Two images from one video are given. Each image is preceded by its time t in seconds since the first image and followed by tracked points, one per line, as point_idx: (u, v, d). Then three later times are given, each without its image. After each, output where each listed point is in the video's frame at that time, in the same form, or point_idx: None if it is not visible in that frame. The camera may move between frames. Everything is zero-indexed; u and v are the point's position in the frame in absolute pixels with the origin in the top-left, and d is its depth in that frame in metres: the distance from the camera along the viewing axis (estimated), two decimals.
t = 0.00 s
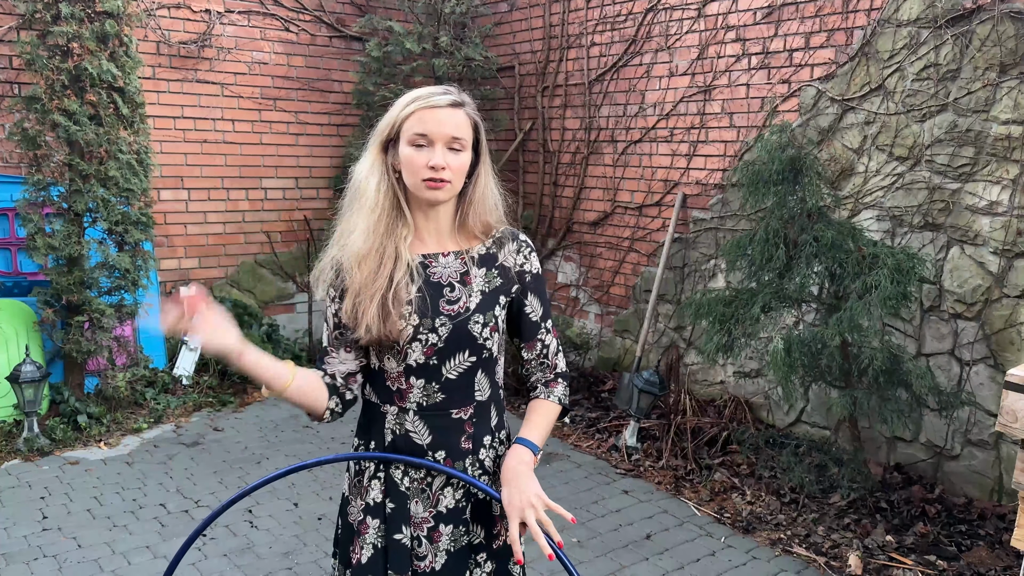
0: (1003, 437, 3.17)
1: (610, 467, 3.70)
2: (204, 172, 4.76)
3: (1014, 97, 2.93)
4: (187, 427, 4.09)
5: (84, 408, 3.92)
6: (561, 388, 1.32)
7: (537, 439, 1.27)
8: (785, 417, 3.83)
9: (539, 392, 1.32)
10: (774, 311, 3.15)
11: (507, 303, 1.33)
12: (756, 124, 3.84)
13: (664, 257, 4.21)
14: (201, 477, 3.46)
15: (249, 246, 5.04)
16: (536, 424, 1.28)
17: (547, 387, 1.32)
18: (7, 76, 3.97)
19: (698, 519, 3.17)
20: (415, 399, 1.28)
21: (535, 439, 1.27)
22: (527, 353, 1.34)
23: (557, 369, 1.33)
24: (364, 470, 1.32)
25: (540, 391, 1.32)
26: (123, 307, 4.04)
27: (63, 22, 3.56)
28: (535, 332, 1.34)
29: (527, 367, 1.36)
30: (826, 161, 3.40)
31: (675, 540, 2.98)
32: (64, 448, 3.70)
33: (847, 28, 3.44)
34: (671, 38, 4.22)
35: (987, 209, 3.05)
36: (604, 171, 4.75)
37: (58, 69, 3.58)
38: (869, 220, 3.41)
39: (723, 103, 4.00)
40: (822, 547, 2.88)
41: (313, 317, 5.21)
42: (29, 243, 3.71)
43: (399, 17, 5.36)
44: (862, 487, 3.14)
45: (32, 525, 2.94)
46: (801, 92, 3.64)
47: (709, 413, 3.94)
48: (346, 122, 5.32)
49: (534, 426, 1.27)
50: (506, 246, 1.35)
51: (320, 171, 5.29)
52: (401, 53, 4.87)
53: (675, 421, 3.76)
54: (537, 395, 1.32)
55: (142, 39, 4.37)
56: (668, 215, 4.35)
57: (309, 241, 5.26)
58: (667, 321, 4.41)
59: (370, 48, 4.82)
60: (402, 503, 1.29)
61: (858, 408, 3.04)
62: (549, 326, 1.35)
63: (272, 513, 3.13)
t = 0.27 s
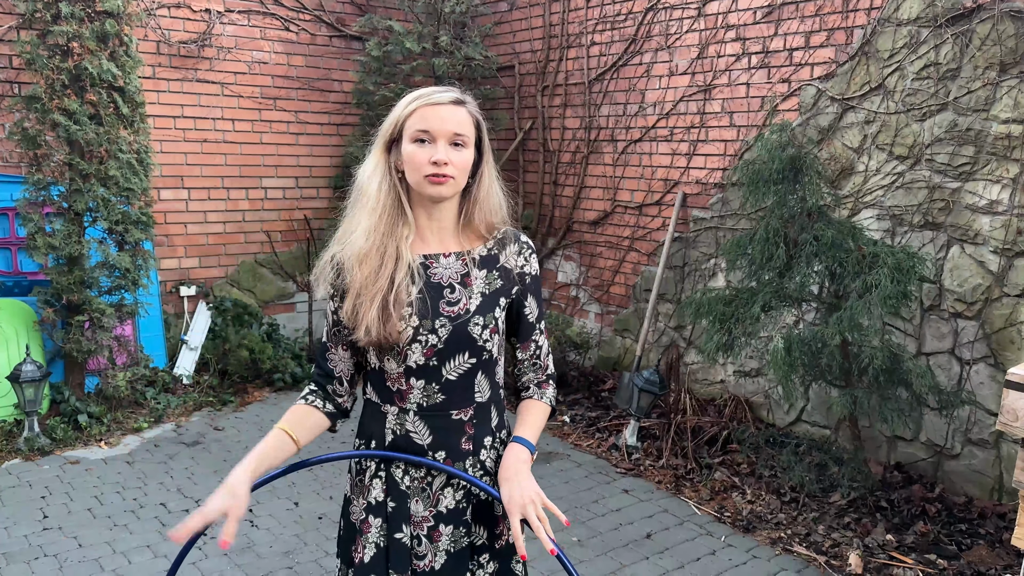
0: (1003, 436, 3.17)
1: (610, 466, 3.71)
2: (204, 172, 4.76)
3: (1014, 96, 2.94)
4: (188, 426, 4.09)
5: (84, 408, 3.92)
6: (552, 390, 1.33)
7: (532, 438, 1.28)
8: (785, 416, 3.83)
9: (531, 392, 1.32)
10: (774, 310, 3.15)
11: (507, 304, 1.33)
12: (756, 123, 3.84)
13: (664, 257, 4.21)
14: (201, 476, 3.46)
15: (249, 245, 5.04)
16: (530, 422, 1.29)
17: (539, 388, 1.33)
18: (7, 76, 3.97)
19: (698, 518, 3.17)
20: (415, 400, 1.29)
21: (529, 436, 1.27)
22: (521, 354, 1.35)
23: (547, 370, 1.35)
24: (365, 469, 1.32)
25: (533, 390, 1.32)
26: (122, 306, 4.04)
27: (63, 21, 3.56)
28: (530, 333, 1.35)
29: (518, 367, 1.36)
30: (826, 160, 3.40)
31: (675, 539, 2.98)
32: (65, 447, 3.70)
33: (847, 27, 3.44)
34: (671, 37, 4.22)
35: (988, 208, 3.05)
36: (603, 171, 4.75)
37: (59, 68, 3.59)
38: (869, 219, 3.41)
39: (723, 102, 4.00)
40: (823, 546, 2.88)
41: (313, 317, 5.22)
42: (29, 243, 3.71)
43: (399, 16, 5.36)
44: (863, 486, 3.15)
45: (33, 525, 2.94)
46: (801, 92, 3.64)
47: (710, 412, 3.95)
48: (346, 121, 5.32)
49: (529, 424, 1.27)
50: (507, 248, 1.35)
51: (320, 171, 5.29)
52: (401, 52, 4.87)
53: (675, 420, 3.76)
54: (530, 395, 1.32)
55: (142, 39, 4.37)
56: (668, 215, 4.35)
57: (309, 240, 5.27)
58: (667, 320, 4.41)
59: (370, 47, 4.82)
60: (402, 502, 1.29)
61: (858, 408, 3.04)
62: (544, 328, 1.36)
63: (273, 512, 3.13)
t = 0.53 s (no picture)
0: (1003, 434, 3.17)
1: (610, 465, 3.71)
2: (203, 171, 4.76)
3: (1014, 94, 2.94)
4: (188, 425, 4.09)
5: (85, 407, 3.92)
6: (555, 386, 1.33)
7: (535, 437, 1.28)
8: (785, 415, 3.83)
9: (533, 389, 1.32)
10: (774, 309, 3.15)
11: (507, 303, 1.33)
12: (756, 122, 3.84)
13: (665, 255, 4.21)
14: (201, 475, 3.46)
15: (249, 244, 5.04)
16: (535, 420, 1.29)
17: (542, 384, 1.32)
18: (7, 75, 3.96)
19: (698, 517, 3.17)
20: (416, 400, 1.28)
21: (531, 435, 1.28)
22: (521, 351, 1.34)
23: (549, 368, 1.34)
24: (365, 467, 1.32)
25: (537, 386, 1.32)
26: (122, 305, 4.04)
27: (63, 20, 3.56)
28: (531, 331, 1.34)
29: (520, 366, 1.36)
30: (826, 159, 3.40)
31: (675, 538, 2.98)
32: (65, 446, 3.70)
33: (847, 25, 3.44)
34: (671, 35, 4.22)
35: (988, 206, 3.05)
36: (603, 169, 4.74)
37: (58, 67, 3.58)
38: (869, 218, 3.41)
39: (723, 101, 4.00)
40: (823, 545, 2.88)
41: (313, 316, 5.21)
42: (29, 242, 3.71)
43: (399, 15, 5.36)
44: (863, 484, 3.15)
45: (33, 524, 2.94)
46: (801, 90, 3.64)
47: (710, 411, 3.95)
48: (345, 120, 5.32)
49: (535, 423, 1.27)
50: (506, 246, 1.35)
51: (319, 170, 5.29)
52: (401, 51, 4.86)
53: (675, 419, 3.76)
54: (533, 392, 1.32)
55: (142, 38, 4.37)
56: (668, 213, 4.35)
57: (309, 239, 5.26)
58: (667, 319, 4.41)
59: (370, 46, 4.82)
60: (404, 502, 1.29)
61: (858, 406, 3.04)
62: (544, 325, 1.36)
63: (273, 511, 3.13)
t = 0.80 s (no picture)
0: (1003, 433, 3.17)
1: (610, 464, 3.70)
2: (202, 169, 4.75)
3: (1014, 92, 2.93)
4: (187, 424, 4.09)
5: (84, 405, 3.91)
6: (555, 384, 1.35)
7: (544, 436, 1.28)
8: (785, 413, 3.83)
9: (537, 388, 1.33)
10: (775, 307, 3.15)
11: (508, 303, 1.33)
12: (756, 120, 3.84)
13: (664, 254, 4.20)
14: (201, 474, 3.46)
15: (248, 243, 5.03)
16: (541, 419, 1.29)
17: (543, 382, 1.33)
18: (5, 73, 3.96)
19: (698, 515, 3.17)
20: (417, 400, 1.28)
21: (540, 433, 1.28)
22: (522, 351, 1.34)
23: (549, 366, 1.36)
24: (365, 468, 1.31)
25: (540, 385, 1.33)
26: (121, 304, 4.03)
27: (62, 18, 3.55)
28: (531, 330, 1.34)
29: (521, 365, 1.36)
30: (826, 157, 3.40)
31: (675, 536, 2.98)
32: (64, 445, 3.70)
33: (847, 23, 3.43)
34: (671, 33, 4.22)
35: (987, 205, 3.04)
36: (603, 168, 4.74)
37: (57, 65, 3.58)
38: (869, 216, 3.41)
39: (723, 99, 3.99)
40: (823, 543, 2.88)
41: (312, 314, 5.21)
42: (28, 240, 3.71)
43: (398, 13, 5.35)
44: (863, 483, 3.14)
45: (32, 523, 2.94)
46: (801, 88, 3.63)
47: (709, 409, 3.94)
48: (344, 119, 5.31)
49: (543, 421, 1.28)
50: (508, 245, 1.35)
51: (319, 168, 5.28)
52: (400, 49, 4.85)
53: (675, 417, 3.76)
54: (536, 390, 1.33)
55: (141, 36, 4.36)
56: (668, 212, 4.35)
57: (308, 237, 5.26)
58: (667, 317, 4.40)
59: (369, 44, 4.81)
60: (405, 503, 1.28)
61: (858, 404, 3.04)
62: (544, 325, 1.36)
63: (273, 510, 3.13)
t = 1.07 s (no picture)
0: (1003, 430, 3.17)
1: (609, 462, 3.70)
2: (201, 167, 4.74)
3: (1013, 90, 2.93)
4: (186, 422, 4.08)
5: (82, 404, 3.91)
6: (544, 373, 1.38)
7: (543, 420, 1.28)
8: (784, 411, 3.82)
9: (532, 380, 1.34)
10: (773, 305, 3.14)
11: (504, 301, 1.32)
12: (756, 118, 3.83)
13: (663, 252, 4.20)
14: (199, 473, 3.45)
15: (247, 241, 5.02)
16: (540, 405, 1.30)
17: (537, 375, 1.35)
18: (3, 71, 3.95)
19: (697, 513, 3.17)
20: (411, 396, 1.27)
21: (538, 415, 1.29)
22: (517, 351, 1.35)
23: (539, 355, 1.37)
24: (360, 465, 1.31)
25: (534, 377, 1.35)
26: (119, 303, 4.03)
27: (60, 16, 3.55)
28: (526, 329, 1.34)
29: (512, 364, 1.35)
30: (825, 155, 3.39)
31: (674, 534, 2.98)
32: (63, 444, 3.70)
33: (846, 21, 3.43)
34: (670, 31, 4.21)
35: (986, 203, 3.04)
36: (602, 166, 4.74)
37: (54, 63, 3.57)
38: (868, 215, 3.41)
39: (722, 97, 3.99)
40: (822, 541, 2.88)
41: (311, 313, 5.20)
42: (26, 239, 3.71)
43: (397, 12, 5.35)
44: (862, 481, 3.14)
45: (30, 522, 2.93)
46: (800, 86, 3.63)
47: (708, 408, 3.94)
48: (343, 117, 5.31)
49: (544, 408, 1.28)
50: (505, 244, 1.35)
51: (317, 166, 5.27)
52: (399, 47, 4.84)
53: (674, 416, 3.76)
54: (529, 384, 1.34)
55: (139, 34, 4.36)
56: (666, 210, 4.34)
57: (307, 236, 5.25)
58: (666, 316, 4.40)
59: (368, 42, 4.80)
60: (400, 501, 1.28)
61: (857, 402, 3.04)
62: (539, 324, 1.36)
63: (272, 509, 3.13)
